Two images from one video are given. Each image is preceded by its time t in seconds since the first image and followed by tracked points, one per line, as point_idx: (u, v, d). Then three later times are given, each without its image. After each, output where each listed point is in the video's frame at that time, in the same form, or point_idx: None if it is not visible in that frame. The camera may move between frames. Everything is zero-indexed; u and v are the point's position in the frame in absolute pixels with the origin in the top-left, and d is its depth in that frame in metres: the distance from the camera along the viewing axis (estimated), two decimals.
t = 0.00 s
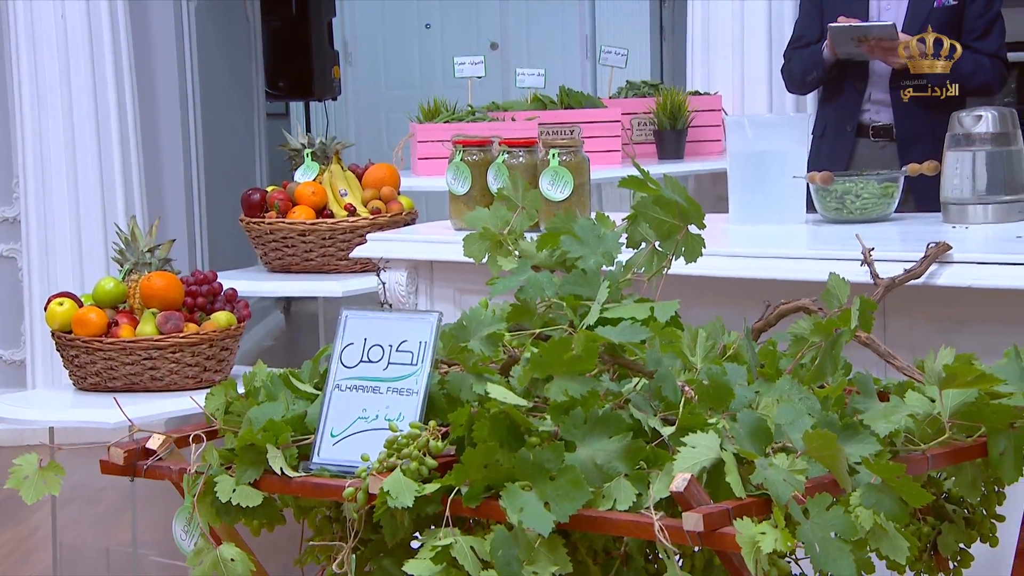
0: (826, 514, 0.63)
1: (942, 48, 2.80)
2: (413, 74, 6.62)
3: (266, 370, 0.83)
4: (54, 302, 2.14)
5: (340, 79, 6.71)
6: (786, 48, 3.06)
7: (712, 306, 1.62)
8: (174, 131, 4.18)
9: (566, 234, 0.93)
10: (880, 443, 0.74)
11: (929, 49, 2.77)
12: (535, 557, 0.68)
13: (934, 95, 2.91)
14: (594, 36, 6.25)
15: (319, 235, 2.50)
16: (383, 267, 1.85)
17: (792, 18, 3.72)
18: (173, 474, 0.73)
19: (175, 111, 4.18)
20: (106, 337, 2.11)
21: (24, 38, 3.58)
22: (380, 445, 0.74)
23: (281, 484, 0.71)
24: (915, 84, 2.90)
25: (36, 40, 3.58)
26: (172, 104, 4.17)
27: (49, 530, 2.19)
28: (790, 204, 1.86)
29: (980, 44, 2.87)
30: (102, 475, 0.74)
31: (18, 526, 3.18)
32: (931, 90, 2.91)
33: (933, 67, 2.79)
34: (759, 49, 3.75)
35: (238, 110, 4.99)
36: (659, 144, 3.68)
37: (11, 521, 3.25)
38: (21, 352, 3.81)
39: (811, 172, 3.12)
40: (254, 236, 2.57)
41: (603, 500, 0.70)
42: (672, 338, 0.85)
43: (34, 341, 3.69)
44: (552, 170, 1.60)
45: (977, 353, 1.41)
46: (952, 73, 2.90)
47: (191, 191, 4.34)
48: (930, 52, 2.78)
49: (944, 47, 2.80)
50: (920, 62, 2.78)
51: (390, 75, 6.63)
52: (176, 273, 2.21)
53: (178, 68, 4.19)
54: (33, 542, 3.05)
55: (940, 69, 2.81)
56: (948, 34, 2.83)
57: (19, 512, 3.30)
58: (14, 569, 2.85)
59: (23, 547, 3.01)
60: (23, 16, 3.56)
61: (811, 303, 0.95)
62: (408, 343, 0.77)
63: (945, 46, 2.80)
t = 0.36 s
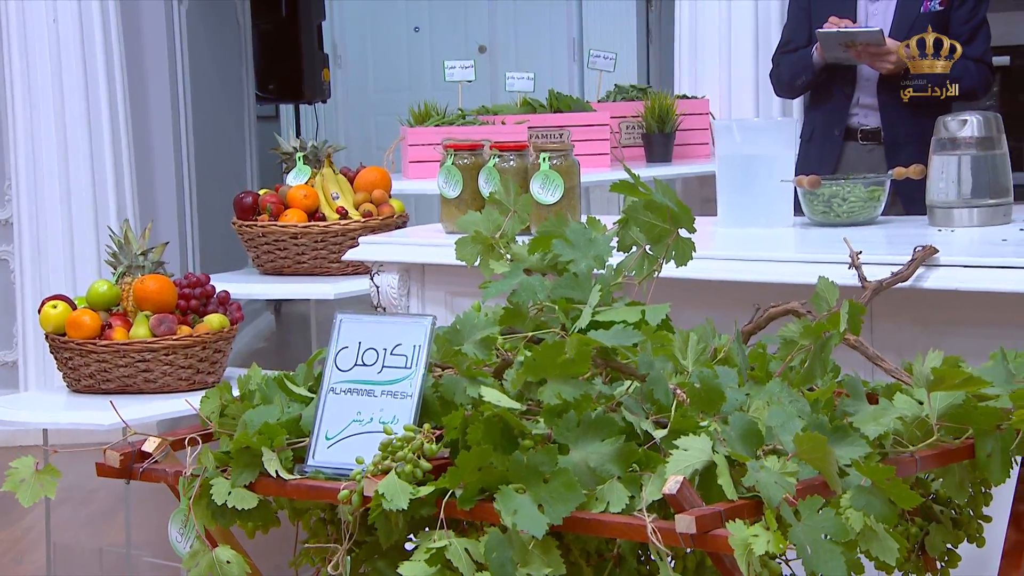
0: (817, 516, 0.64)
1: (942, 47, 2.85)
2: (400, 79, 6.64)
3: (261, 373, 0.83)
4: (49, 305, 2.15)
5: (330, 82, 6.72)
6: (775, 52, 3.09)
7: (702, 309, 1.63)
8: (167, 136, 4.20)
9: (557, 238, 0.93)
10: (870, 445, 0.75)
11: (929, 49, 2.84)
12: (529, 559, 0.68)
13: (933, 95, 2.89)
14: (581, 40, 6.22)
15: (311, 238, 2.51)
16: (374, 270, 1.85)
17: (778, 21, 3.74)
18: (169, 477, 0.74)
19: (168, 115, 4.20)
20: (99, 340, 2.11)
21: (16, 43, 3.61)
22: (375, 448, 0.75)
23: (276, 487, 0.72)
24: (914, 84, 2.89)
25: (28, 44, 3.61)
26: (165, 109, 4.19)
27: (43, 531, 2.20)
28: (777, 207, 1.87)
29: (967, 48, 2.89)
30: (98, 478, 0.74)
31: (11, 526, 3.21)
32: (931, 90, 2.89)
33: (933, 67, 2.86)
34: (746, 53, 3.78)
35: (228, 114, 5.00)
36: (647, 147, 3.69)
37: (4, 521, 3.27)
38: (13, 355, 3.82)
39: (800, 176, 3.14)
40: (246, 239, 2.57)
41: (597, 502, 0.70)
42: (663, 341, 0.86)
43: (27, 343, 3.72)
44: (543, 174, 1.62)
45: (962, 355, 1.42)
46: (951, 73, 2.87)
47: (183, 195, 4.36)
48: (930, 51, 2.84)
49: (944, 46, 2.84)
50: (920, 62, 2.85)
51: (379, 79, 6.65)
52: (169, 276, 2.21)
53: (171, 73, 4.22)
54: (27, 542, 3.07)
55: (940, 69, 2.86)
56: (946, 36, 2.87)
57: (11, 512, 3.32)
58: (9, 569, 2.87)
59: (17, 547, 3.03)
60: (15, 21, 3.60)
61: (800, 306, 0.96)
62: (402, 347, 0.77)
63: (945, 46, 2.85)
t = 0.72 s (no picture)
0: (811, 518, 0.65)
1: (942, 47, 2.84)
2: (391, 82, 6.64)
3: (259, 375, 0.84)
4: (46, 308, 2.15)
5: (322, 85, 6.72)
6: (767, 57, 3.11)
7: (695, 311, 1.65)
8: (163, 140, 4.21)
9: (552, 241, 0.93)
10: (863, 446, 0.76)
11: (928, 49, 2.85)
12: (526, 559, 0.68)
13: (934, 95, 2.86)
14: (571, 42, 6.24)
15: (306, 241, 2.51)
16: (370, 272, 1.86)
17: (767, 25, 3.77)
18: (168, 479, 0.75)
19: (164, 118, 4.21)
20: (96, 342, 2.11)
21: (12, 47, 3.62)
22: (373, 451, 0.75)
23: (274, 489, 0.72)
24: (914, 84, 2.86)
25: (24, 48, 3.63)
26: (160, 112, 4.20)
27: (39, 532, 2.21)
28: (768, 210, 1.87)
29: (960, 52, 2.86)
30: (98, 480, 0.75)
31: (8, 526, 3.21)
32: (931, 90, 2.86)
33: (933, 67, 2.84)
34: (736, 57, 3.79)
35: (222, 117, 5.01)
36: (638, 151, 3.70)
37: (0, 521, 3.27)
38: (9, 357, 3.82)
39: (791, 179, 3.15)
40: (241, 241, 2.57)
41: (592, 504, 0.71)
42: (657, 344, 0.87)
43: (23, 346, 3.72)
44: (536, 178, 1.63)
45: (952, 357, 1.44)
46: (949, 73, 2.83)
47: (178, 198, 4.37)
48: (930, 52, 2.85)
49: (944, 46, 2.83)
50: (919, 62, 2.86)
51: (371, 82, 6.65)
52: (165, 278, 2.21)
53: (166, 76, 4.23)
54: (23, 542, 3.07)
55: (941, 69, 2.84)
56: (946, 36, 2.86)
57: (8, 512, 3.33)
58: (6, 569, 2.87)
59: (14, 548, 3.03)
60: (11, 24, 3.62)
61: (792, 309, 0.97)
62: (399, 350, 0.78)
63: (946, 45, 2.84)
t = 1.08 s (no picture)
0: (807, 522, 0.66)
1: (942, 47, 2.86)
2: (382, 85, 6.65)
3: (256, 379, 0.84)
4: (43, 310, 2.13)
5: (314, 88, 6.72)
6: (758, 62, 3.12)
7: (689, 315, 1.65)
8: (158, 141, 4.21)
9: (547, 245, 0.94)
10: (856, 449, 0.77)
11: (928, 49, 2.85)
12: (523, 562, 0.69)
13: (934, 94, 2.85)
14: (562, 46, 6.25)
15: (301, 244, 2.51)
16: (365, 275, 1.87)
17: (758, 29, 3.78)
18: (167, 482, 0.75)
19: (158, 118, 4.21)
20: (93, 345, 2.10)
21: (7, 48, 3.62)
22: (370, 454, 0.76)
23: (273, 491, 0.73)
24: (914, 84, 2.86)
25: (19, 48, 3.62)
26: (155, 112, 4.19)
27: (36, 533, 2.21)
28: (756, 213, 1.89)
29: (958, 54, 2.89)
30: (97, 483, 0.75)
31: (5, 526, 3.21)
32: (931, 90, 2.85)
33: (933, 67, 2.84)
34: (726, 60, 3.79)
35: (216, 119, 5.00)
36: (630, 155, 3.71)
37: None
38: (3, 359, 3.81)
39: (782, 182, 3.17)
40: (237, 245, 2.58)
41: (589, 507, 0.72)
42: (653, 348, 0.87)
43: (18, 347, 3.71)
44: (530, 182, 1.63)
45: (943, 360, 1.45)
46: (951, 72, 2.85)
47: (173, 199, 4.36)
48: (930, 52, 2.85)
49: (944, 46, 2.85)
50: (919, 63, 2.86)
51: (363, 85, 6.65)
52: (161, 281, 2.20)
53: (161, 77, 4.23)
54: (19, 542, 3.07)
55: (941, 69, 2.84)
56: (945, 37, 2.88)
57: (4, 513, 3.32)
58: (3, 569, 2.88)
59: (10, 548, 3.03)
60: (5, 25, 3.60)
61: (784, 313, 0.97)
62: (397, 354, 0.78)
63: (945, 46, 2.86)
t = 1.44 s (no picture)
0: (802, 526, 0.67)
1: (942, 47, 2.89)
2: (378, 90, 6.67)
3: (257, 383, 0.85)
4: (45, 314, 2.16)
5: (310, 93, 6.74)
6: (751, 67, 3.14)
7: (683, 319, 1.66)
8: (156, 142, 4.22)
9: (544, 251, 0.95)
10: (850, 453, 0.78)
11: (928, 49, 2.88)
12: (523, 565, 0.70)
13: (934, 94, 2.87)
14: (554, 51, 6.28)
15: (300, 248, 2.52)
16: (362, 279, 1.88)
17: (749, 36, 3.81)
18: (170, 486, 0.76)
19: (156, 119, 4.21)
20: (94, 348, 2.11)
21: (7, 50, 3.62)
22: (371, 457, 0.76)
23: (274, 495, 0.73)
24: (914, 84, 2.88)
25: (18, 51, 3.62)
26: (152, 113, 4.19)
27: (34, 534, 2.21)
28: (749, 218, 1.90)
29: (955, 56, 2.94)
30: (101, 486, 0.76)
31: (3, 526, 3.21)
32: (931, 90, 2.87)
33: (933, 67, 2.87)
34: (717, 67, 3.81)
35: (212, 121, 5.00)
36: (623, 160, 3.71)
37: None
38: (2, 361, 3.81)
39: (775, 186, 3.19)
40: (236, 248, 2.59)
41: (587, 511, 0.73)
42: (650, 353, 0.88)
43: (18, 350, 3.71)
44: (526, 188, 1.64)
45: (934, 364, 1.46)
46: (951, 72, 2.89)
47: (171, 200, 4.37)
48: (930, 52, 2.88)
49: (944, 46, 2.89)
50: (919, 62, 2.88)
51: (359, 89, 6.67)
52: (161, 284, 2.21)
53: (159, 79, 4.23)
54: (18, 543, 3.07)
55: (940, 68, 2.89)
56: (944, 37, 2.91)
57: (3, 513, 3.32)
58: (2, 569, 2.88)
59: (10, 548, 3.03)
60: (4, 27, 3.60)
61: (779, 317, 0.98)
62: (397, 360, 0.79)
63: (945, 46, 2.89)
